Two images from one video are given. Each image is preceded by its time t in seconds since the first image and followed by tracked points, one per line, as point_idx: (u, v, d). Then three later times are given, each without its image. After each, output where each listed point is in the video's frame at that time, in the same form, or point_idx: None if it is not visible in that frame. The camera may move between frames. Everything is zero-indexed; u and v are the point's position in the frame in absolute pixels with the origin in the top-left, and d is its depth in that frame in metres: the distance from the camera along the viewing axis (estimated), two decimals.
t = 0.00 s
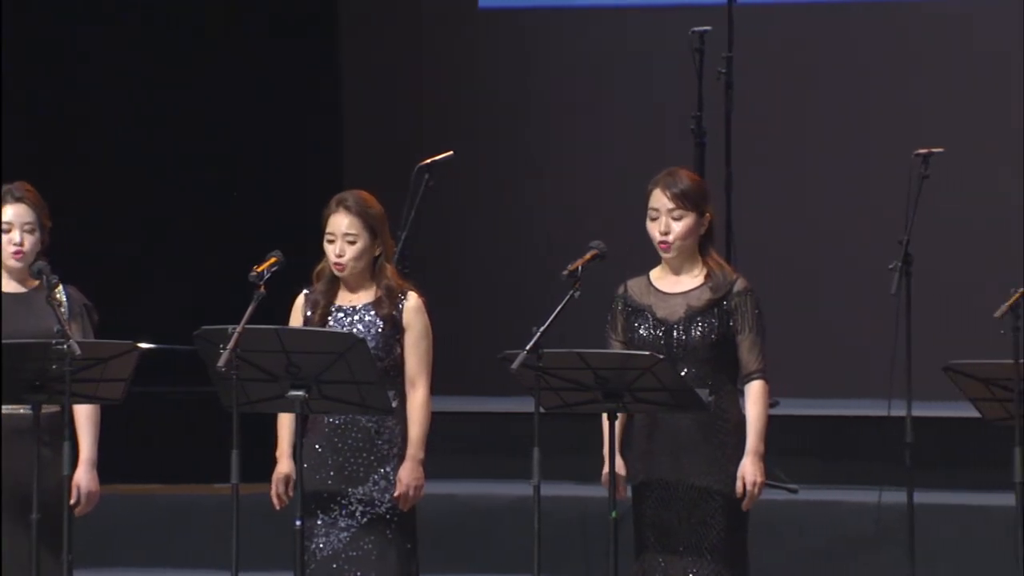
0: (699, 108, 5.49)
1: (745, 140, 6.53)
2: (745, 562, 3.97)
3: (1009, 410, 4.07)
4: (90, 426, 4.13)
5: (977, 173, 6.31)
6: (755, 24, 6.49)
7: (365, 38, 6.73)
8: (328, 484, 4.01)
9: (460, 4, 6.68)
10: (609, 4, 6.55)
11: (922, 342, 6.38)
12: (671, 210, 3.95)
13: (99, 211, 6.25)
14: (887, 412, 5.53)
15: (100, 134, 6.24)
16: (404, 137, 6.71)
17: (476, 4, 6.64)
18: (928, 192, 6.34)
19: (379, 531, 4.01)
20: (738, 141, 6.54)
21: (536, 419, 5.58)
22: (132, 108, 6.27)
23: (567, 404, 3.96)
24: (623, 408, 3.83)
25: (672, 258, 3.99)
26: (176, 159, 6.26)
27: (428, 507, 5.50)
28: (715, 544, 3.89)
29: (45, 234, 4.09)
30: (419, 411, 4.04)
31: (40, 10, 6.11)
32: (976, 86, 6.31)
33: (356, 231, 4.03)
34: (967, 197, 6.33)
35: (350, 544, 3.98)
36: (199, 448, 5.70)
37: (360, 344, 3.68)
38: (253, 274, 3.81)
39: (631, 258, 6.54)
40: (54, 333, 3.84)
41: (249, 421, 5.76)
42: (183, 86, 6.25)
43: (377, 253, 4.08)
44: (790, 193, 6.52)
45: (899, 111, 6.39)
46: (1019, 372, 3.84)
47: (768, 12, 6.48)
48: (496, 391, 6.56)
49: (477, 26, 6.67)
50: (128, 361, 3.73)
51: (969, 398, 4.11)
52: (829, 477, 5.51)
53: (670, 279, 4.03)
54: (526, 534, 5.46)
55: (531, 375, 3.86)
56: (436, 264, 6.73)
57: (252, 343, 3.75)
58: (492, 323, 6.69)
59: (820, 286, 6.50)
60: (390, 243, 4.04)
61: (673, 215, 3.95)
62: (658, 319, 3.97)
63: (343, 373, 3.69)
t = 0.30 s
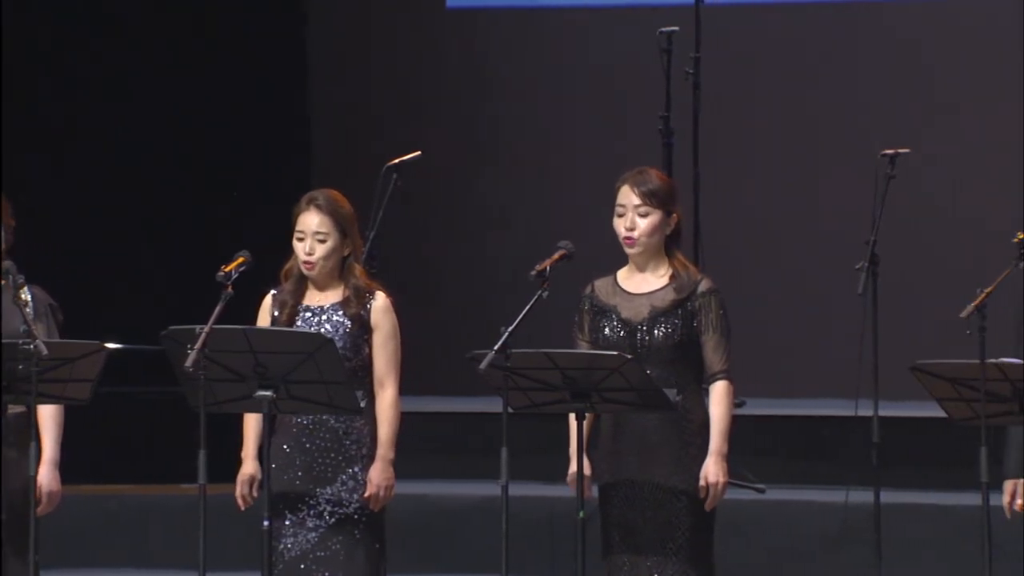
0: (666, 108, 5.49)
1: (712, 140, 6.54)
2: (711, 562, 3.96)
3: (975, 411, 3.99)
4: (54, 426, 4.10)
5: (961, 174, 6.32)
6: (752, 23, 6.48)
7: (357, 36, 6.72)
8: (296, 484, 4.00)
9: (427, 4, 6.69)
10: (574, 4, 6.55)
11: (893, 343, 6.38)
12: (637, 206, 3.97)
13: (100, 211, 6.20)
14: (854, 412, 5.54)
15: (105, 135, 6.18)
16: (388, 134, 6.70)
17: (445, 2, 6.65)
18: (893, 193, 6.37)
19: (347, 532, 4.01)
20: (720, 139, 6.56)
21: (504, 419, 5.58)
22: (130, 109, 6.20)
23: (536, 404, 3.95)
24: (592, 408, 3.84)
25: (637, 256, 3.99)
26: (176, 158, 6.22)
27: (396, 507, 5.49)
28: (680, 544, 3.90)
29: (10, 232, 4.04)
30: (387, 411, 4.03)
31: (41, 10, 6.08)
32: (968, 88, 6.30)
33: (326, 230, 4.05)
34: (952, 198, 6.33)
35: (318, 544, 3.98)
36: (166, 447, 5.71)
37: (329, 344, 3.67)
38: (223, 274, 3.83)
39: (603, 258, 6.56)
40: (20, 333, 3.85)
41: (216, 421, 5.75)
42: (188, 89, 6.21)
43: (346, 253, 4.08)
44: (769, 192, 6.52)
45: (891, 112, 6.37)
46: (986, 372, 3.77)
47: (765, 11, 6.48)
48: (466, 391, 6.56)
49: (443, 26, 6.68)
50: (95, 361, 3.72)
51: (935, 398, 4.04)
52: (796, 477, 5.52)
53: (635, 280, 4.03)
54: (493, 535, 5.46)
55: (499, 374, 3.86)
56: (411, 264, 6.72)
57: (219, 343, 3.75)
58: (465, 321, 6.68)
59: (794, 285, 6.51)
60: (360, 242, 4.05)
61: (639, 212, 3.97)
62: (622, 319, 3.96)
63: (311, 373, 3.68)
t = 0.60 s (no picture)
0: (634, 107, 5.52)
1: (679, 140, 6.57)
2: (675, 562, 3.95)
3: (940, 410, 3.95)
4: (18, 427, 3.99)
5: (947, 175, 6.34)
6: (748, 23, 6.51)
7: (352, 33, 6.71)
8: (263, 485, 3.99)
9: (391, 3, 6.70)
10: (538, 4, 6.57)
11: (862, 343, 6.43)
12: (604, 205, 3.99)
13: (100, 211, 6.28)
14: (819, 411, 5.58)
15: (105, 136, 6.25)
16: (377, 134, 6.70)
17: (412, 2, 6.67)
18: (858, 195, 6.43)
19: (314, 532, 4.00)
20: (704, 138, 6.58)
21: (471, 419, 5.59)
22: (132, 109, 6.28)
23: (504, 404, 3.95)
24: (559, 408, 3.84)
25: (602, 255, 4.00)
26: (176, 158, 6.32)
27: (364, 506, 5.49)
28: (643, 544, 3.89)
29: None
30: (353, 411, 4.02)
31: (41, 10, 6.10)
32: (960, 90, 6.32)
33: (296, 228, 4.05)
34: (936, 199, 6.36)
35: (285, 545, 3.98)
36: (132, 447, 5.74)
37: (296, 345, 3.66)
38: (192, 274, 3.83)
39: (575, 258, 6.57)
40: None
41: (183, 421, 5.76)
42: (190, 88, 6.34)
43: (315, 252, 4.09)
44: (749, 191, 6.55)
45: (884, 112, 6.38)
46: (950, 372, 3.72)
47: (762, 11, 6.49)
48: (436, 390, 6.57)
49: (408, 26, 6.69)
50: (61, 361, 3.68)
51: (901, 397, 4.00)
52: (762, 477, 5.53)
53: (600, 280, 4.03)
54: (459, 535, 5.45)
55: (467, 374, 3.86)
56: (388, 264, 6.72)
57: (186, 343, 3.73)
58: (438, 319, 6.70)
59: (770, 285, 6.55)
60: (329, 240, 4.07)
61: (605, 211, 3.99)
62: (586, 319, 3.96)
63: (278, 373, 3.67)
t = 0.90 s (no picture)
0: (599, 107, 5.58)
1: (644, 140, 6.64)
2: (635, 563, 3.95)
3: (903, 410, 3.90)
4: None
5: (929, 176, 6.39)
6: (738, 22, 6.55)
7: (341, 32, 6.78)
8: (228, 486, 3.99)
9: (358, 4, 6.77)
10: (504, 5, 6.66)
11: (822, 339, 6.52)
12: (569, 209, 3.97)
13: (100, 211, 6.41)
14: (782, 412, 5.58)
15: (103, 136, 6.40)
16: (356, 131, 6.79)
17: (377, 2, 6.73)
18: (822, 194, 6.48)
19: (279, 533, 4.00)
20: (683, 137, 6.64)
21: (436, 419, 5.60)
22: (132, 109, 6.44)
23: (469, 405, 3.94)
24: (525, 409, 3.81)
25: (566, 258, 3.99)
26: (176, 158, 6.49)
27: (328, 506, 5.49)
28: (603, 544, 3.89)
29: None
30: (318, 412, 4.01)
31: (41, 10, 6.26)
32: (948, 91, 6.36)
33: (263, 226, 4.04)
34: (914, 199, 6.41)
35: (250, 545, 3.97)
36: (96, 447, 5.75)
37: (263, 345, 3.65)
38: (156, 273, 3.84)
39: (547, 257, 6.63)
40: None
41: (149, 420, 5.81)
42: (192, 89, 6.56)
43: (282, 252, 4.07)
44: (727, 189, 6.61)
45: (869, 113, 6.43)
46: (914, 372, 3.68)
47: (753, 11, 6.53)
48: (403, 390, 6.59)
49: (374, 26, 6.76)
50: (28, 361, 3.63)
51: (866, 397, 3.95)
52: (727, 476, 5.55)
53: (564, 280, 4.02)
54: (424, 535, 5.44)
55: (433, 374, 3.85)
56: (363, 261, 6.79)
57: (151, 344, 3.71)
58: (406, 317, 6.78)
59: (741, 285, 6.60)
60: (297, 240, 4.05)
61: (571, 215, 3.96)
62: (550, 319, 3.95)
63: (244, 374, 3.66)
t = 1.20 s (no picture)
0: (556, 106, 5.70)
1: (606, 140, 6.71)
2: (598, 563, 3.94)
3: (867, 410, 3.82)
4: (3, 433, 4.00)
5: (900, 176, 6.43)
6: (712, 22, 6.58)
7: (319, 32, 6.83)
8: (191, 486, 3.95)
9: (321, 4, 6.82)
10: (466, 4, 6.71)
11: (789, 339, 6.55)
12: (533, 209, 3.94)
13: (100, 211, 6.52)
14: (746, 413, 5.59)
15: (100, 135, 6.54)
16: (332, 132, 6.84)
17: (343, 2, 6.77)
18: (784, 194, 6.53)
19: (242, 533, 3.96)
20: (656, 137, 6.68)
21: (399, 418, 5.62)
22: (132, 109, 6.58)
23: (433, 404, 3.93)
24: (490, 408, 3.81)
25: (530, 259, 3.96)
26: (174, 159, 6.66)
27: (292, 506, 5.48)
28: (565, 543, 3.88)
29: None
30: (281, 413, 3.97)
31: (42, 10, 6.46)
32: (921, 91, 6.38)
33: (226, 227, 4.02)
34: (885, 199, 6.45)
35: (213, 546, 3.94)
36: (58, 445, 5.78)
37: (227, 346, 3.62)
38: (118, 273, 3.84)
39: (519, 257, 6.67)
40: None
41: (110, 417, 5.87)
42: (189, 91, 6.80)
43: (245, 252, 4.04)
44: (699, 189, 6.66)
45: (842, 112, 6.46)
46: (877, 373, 3.59)
47: (728, 11, 6.56)
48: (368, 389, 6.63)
49: (336, 26, 6.82)
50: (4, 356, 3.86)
51: (828, 397, 3.87)
52: (689, 476, 5.58)
53: (529, 281, 4.00)
54: (389, 535, 5.43)
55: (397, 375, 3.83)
56: (338, 261, 6.87)
57: (115, 343, 3.67)
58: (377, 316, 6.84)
59: (711, 285, 6.64)
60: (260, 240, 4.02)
61: (534, 215, 3.94)
62: (513, 320, 3.93)
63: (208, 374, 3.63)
